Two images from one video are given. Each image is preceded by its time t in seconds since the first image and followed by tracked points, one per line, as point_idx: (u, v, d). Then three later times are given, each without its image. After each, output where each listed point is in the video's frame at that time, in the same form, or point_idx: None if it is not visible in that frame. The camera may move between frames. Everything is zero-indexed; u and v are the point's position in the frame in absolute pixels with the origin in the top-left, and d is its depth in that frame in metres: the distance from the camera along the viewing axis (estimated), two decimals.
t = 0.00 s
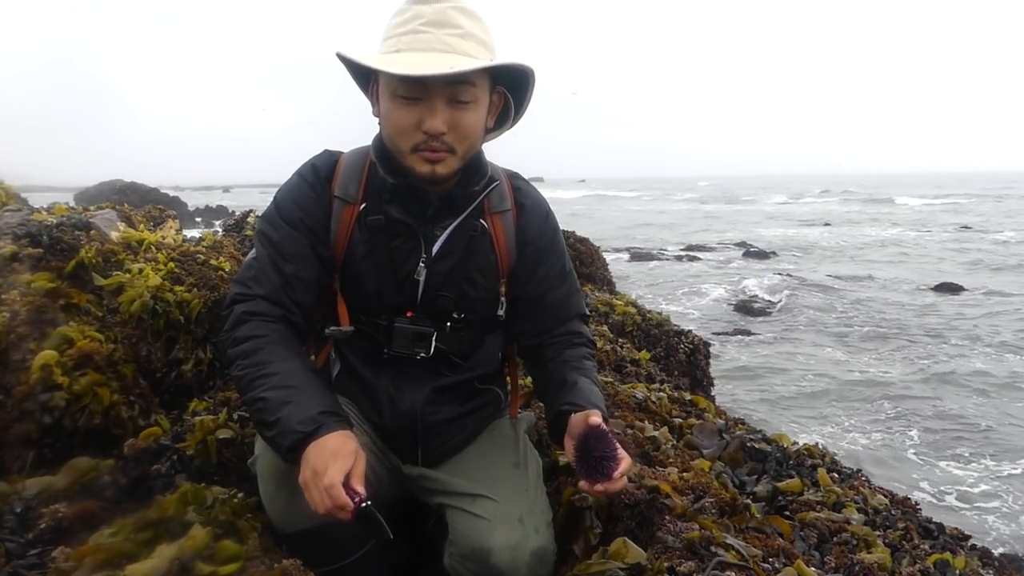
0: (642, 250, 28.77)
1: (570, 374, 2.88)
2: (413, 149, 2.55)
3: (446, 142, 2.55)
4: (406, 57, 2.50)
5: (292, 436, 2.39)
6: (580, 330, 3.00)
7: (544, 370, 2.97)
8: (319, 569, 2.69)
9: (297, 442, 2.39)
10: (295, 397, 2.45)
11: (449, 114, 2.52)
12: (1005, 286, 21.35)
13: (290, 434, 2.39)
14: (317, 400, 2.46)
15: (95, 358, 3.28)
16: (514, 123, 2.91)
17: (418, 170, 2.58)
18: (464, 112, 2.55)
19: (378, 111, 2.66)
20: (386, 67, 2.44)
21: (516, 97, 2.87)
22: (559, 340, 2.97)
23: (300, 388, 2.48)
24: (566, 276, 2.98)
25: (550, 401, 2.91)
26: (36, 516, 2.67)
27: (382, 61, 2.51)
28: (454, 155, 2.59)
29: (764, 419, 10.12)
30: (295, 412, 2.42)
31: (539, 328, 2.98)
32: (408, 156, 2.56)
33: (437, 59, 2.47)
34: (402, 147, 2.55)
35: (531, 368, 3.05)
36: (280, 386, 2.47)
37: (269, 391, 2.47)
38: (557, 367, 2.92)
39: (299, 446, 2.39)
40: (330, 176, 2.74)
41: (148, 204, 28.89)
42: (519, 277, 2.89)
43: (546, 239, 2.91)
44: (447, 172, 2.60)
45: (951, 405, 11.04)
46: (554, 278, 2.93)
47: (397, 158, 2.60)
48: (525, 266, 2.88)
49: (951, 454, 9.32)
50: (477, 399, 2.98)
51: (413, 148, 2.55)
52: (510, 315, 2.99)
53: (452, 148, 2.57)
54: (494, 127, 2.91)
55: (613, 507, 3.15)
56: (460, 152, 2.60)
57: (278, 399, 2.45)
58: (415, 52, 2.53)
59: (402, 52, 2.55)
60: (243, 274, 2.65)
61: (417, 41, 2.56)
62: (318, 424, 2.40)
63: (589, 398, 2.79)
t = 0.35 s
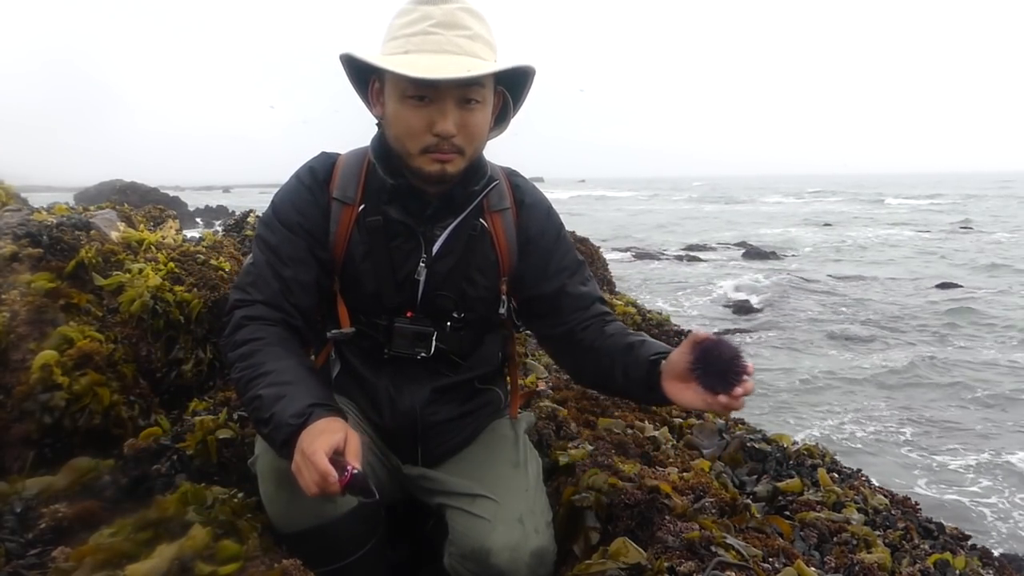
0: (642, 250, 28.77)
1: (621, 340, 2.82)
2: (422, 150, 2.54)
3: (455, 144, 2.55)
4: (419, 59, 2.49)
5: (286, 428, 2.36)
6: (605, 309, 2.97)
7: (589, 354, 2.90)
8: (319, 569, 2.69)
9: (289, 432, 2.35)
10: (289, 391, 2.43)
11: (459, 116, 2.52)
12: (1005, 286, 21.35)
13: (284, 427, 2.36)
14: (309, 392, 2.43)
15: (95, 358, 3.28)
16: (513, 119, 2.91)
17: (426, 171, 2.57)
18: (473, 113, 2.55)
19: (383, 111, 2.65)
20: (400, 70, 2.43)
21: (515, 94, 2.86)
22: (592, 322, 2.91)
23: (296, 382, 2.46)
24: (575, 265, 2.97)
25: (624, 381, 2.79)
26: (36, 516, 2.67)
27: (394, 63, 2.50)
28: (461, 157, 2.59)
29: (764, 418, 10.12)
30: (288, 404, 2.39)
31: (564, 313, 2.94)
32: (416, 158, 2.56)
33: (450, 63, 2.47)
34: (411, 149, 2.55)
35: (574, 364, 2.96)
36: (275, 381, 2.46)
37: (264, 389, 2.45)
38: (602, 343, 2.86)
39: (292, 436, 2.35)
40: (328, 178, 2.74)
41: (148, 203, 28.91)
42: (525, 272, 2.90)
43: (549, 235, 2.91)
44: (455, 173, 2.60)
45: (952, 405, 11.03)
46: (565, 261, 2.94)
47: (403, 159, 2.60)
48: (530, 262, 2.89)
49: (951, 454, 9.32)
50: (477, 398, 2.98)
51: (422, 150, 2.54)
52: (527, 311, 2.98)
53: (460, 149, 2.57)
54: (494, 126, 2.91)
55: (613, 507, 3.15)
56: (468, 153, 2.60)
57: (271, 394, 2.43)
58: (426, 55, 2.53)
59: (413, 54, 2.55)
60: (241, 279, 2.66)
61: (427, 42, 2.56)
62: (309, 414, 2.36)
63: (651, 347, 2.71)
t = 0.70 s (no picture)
0: (642, 250, 28.76)
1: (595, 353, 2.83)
2: (418, 155, 2.55)
3: (451, 147, 2.55)
4: (407, 64, 2.50)
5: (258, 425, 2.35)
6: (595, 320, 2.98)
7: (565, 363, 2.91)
8: (320, 569, 2.68)
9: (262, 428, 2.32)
10: (268, 386, 2.41)
11: (453, 119, 2.52)
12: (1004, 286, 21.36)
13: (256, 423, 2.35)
14: (287, 387, 2.41)
15: (95, 358, 3.28)
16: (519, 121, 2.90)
17: (425, 175, 2.58)
18: (468, 115, 2.54)
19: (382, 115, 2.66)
20: (386, 77, 2.45)
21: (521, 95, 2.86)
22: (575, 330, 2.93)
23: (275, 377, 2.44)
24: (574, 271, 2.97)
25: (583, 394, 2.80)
26: (36, 516, 2.67)
27: (383, 69, 2.51)
28: (459, 159, 2.58)
29: (764, 418, 10.12)
30: (264, 400, 2.37)
31: (555, 317, 2.95)
32: (414, 161, 2.57)
33: (438, 66, 2.47)
34: (408, 152, 2.56)
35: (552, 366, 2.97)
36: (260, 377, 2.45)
37: (251, 385, 2.44)
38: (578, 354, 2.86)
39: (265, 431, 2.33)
40: (333, 178, 2.75)
41: (148, 203, 28.92)
42: (530, 275, 2.90)
43: (553, 238, 2.91)
44: (454, 176, 2.60)
45: (951, 405, 11.03)
46: (566, 267, 2.94)
47: (403, 162, 2.60)
48: (534, 264, 2.89)
49: (950, 454, 9.32)
50: (479, 399, 2.98)
51: (419, 154, 2.55)
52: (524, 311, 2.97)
53: (457, 152, 2.57)
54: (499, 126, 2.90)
55: (613, 507, 3.15)
56: (466, 155, 2.59)
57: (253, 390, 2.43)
58: (416, 59, 2.53)
59: (403, 59, 2.56)
60: (247, 281, 2.66)
61: (418, 46, 2.56)
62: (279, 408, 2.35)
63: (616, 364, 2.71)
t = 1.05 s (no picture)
0: (641, 250, 28.75)
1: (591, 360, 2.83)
2: (418, 153, 2.54)
3: (450, 146, 2.55)
4: (410, 62, 2.49)
5: (284, 418, 2.34)
6: (597, 326, 2.95)
7: (563, 367, 2.91)
8: (319, 569, 2.69)
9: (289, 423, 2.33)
10: (290, 383, 2.43)
11: (453, 118, 2.51)
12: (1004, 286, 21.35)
13: (283, 417, 2.35)
14: (309, 384, 2.44)
15: (95, 358, 3.28)
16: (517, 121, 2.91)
17: (423, 174, 2.58)
18: (468, 115, 2.54)
19: (382, 113, 2.65)
20: (389, 74, 2.44)
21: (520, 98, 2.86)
22: (575, 336, 2.91)
23: (297, 376, 2.46)
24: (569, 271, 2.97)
25: (582, 401, 2.81)
26: (36, 516, 2.67)
27: (385, 67, 2.50)
28: (458, 159, 2.58)
29: (764, 418, 10.12)
30: (288, 395, 2.39)
31: (551, 320, 2.95)
32: (413, 160, 2.56)
33: (441, 65, 2.47)
34: (407, 152, 2.55)
35: (551, 371, 2.98)
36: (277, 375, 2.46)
37: (267, 382, 2.45)
38: (575, 359, 2.86)
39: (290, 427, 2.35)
40: (332, 178, 2.75)
41: (147, 204, 28.95)
42: (524, 276, 2.90)
43: (549, 240, 2.92)
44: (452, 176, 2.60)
45: (951, 405, 11.03)
46: (560, 268, 2.94)
47: (401, 161, 2.60)
48: (530, 266, 2.89)
49: (951, 454, 9.31)
50: (478, 399, 2.98)
51: (418, 153, 2.54)
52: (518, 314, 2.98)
53: (456, 152, 2.56)
54: (496, 128, 2.90)
55: (613, 507, 3.15)
56: (465, 155, 2.59)
57: (271, 387, 2.43)
58: (419, 58, 2.53)
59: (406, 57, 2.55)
60: (246, 278, 2.66)
61: (420, 46, 2.56)
62: (308, 402, 2.37)
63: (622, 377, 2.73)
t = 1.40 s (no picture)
0: (642, 250, 28.75)
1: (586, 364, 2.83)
2: (416, 155, 2.54)
3: (449, 147, 2.55)
4: (408, 63, 2.49)
5: (278, 426, 2.37)
6: (595, 329, 2.96)
7: (558, 369, 2.91)
8: (319, 569, 2.69)
9: (281, 432, 2.36)
10: (284, 389, 2.44)
11: (451, 118, 2.51)
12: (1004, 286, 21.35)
13: (275, 427, 2.37)
14: (303, 391, 2.45)
15: (95, 358, 3.28)
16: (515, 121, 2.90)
17: (422, 176, 2.57)
18: (467, 116, 2.53)
19: (381, 115, 2.65)
20: (387, 75, 2.43)
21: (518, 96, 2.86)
22: (572, 339, 2.92)
23: (292, 381, 2.47)
24: (569, 272, 2.96)
25: (573, 404, 2.83)
26: (36, 516, 2.67)
27: (383, 68, 2.50)
28: (458, 160, 2.58)
29: (765, 419, 10.12)
30: (282, 402, 2.41)
31: (548, 322, 2.95)
32: (412, 161, 2.56)
33: (439, 66, 2.46)
34: (406, 153, 2.55)
35: (548, 370, 2.99)
36: (271, 381, 2.47)
37: (262, 387, 2.46)
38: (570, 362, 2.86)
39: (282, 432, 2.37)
40: (332, 179, 2.75)
41: (147, 204, 28.96)
42: (524, 277, 2.89)
43: (550, 241, 2.92)
44: (451, 178, 2.59)
45: (952, 406, 11.03)
46: (559, 269, 2.93)
47: (400, 162, 2.60)
48: (530, 267, 2.89)
49: (952, 455, 9.31)
50: (478, 399, 2.98)
51: (417, 154, 2.54)
52: (519, 316, 2.98)
53: (456, 152, 2.56)
54: (496, 127, 2.90)
55: (613, 507, 3.15)
56: (465, 156, 2.58)
57: (267, 392, 2.44)
58: (417, 58, 2.53)
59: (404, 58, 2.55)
60: (245, 279, 2.67)
61: (418, 46, 2.56)
62: (302, 411, 2.39)
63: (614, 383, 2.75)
